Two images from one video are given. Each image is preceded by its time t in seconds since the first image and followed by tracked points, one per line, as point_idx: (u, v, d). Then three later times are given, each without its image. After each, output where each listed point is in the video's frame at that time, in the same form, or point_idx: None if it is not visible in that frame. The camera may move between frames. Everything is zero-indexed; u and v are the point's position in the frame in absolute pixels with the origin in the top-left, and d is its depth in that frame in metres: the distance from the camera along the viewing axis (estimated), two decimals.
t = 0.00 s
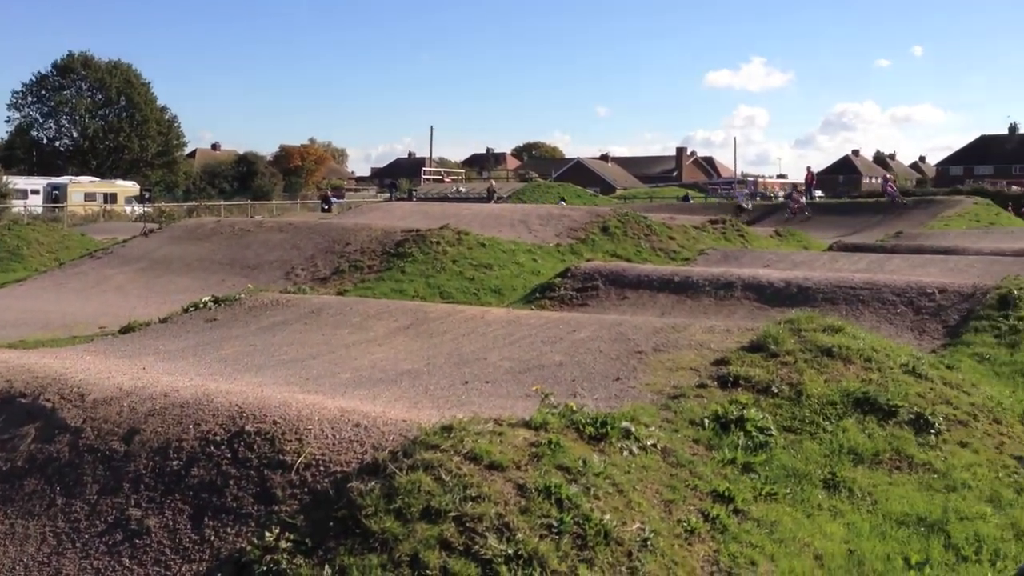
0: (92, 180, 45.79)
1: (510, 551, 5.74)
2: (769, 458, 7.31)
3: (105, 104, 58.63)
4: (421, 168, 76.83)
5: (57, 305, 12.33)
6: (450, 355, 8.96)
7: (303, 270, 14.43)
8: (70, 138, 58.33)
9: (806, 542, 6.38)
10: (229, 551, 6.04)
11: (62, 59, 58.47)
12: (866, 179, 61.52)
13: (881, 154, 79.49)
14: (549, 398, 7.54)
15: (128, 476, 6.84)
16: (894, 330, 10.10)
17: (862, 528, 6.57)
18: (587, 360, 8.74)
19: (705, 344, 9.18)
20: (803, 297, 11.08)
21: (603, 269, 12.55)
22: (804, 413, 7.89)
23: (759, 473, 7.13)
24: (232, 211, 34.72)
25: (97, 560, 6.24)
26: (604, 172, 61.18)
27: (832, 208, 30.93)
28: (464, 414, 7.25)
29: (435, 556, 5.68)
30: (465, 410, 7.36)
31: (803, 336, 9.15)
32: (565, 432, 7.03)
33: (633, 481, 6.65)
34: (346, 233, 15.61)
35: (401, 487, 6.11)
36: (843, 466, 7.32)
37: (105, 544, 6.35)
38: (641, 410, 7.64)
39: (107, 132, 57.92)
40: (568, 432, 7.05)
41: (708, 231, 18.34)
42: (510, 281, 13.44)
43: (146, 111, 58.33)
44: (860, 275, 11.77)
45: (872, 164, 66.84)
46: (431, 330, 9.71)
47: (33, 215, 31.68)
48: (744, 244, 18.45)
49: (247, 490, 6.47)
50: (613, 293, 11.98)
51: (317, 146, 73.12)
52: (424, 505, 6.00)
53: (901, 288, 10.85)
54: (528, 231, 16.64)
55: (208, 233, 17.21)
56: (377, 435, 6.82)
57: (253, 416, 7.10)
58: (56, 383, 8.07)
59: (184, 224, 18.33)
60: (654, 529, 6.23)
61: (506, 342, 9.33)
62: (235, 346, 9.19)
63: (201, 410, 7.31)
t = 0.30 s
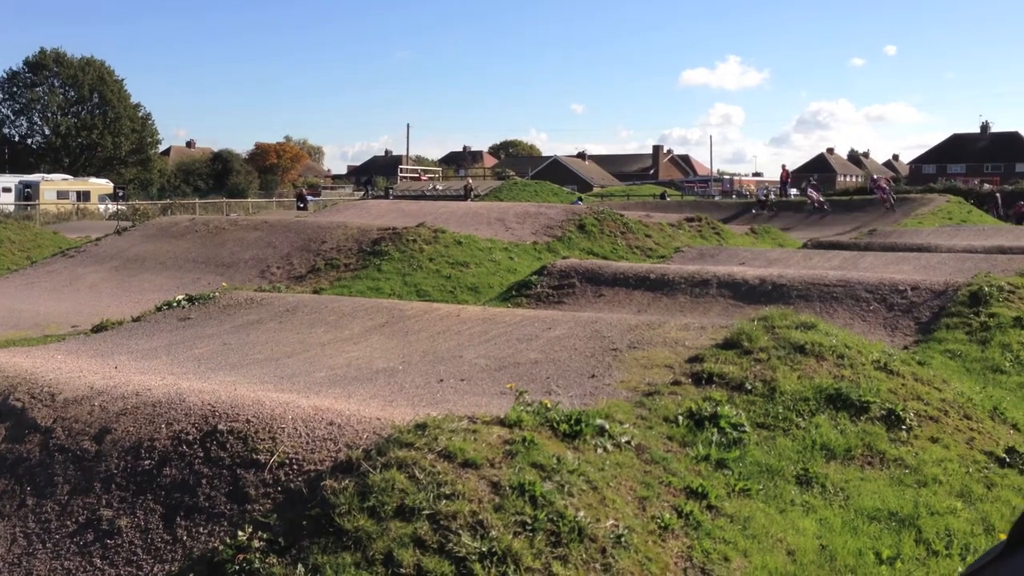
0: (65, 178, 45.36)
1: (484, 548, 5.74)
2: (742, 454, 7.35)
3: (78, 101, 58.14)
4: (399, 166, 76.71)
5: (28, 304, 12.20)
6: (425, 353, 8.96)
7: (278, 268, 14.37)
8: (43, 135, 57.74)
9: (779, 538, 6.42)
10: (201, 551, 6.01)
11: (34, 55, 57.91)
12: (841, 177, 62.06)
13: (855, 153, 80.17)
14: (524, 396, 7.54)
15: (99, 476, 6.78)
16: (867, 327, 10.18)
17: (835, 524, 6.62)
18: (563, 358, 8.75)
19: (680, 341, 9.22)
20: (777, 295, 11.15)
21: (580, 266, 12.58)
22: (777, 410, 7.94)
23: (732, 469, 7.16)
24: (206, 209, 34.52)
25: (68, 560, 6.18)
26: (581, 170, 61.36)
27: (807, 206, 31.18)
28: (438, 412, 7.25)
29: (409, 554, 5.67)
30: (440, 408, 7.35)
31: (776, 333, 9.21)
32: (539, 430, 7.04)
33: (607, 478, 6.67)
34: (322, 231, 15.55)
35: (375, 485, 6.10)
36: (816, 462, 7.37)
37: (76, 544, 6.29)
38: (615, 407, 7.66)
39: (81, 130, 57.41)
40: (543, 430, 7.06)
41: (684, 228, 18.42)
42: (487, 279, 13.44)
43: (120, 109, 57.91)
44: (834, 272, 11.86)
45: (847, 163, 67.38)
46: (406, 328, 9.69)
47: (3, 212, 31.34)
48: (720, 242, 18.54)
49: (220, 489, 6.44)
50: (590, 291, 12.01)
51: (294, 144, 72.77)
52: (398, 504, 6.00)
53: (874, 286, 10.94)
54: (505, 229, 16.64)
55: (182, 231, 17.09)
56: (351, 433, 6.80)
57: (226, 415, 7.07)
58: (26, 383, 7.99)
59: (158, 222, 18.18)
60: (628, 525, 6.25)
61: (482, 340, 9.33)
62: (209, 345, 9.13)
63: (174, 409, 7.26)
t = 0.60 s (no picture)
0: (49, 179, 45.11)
1: (469, 550, 5.74)
2: (727, 455, 7.37)
3: (61, 101, 57.86)
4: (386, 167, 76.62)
5: (12, 306, 12.12)
6: (411, 354, 8.95)
7: (264, 270, 14.32)
8: (26, 136, 57.42)
9: (763, 538, 6.45)
10: (184, 554, 5.99)
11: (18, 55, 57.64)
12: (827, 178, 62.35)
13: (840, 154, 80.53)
14: (509, 397, 7.54)
15: (82, 478, 6.74)
16: (851, 328, 10.22)
17: (819, 524, 6.65)
18: (548, 359, 8.76)
19: (665, 342, 9.24)
20: (762, 295, 11.19)
21: (566, 267, 12.59)
22: (762, 410, 7.97)
23: (717, 470, 7.18)
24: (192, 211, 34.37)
25: (50, 563, 6.14)
26: (568, 171, 61.42)
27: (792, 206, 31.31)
28: (423, 414, 7.25)
29: (393, 557, 5.66)
30: (425, 410, 7.35)
31: (761, 333, 9.25)
32: (524, 431, 7.04)
33: (593, 479, 6.68)
34: (308, 232, 15.50)
35: (360, 487, 6.09)
36: (801, 462, 7.41)
37: (59, 548, 6.25)
38: (601, 408, 7.66)
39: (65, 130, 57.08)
40: (528, 431, 7.06)
41: (670, 229, 18.47)
42: (473, 280, 13.43)
43: (104, 109, 57.63)
44: (818, 273, 11.91)
45: (832, 164, 67.69)
46: (392, 330, 9.68)
47: None
48: (706, 243, 18.59)
49: (204, 492, 6.41)
50: (576, 292, 12.02)
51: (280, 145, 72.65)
52: (382, 506, 5.99)
53: (858, 286, 10.99)
54: (492, 230, 16.64)
55: (167, 233, 17.01)
56: (336, 435, 6.79)
57: (211, 418, 7.04)
58: (9, 386, 7.92)
59: (142, 224, 18.10)
60: (613, 526, 6.26)
61: (468, 341, 9.33)
62: (194, 347, 9.09)
63: (158, 411, 7.23)
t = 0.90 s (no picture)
0: (45, 181, 45.09)
1: (465, 550, 5.74)
2: (723, 455, 7.37)
3: (57, 103, 57.85)
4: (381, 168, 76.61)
5: (6, 308, 12.08)
6: (407, 355, 8.94)
7: (260, 271, 14.31)
8: (21, 137, 57.40)
9: (759, 538, 6.46)
10: (180, 555, 5.98)
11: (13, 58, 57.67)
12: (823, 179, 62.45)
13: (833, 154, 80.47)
14: (505, 398, 7.54)
15: (78, 480, 6.73)
16: (846, 328, 10.24)
17: (814, 524, 6.66)
18: (544, 360, 8.76)
19: (661, 342, 9.24)
20: (758, 296, 11.20)
21: (562, 268, 12.60)
22: (758, 410, 7.98)
23: (713, 470, 7.19)
24: (187, 212, 34.35)
25: (46, 566, 6.13)
26: (564, 172, 61.46)
27: (788, 207, 31.35)
28: (419, 415, 7.25)
29: (389, 558, 5.66)
30: (421, 411, 7.35)
31: (756, 334, 9.26)
32: (520, 432, 7.04)
33: (589, 480, 6.68)
34: (303, 234, 15.49)
35: (356, 488, 6.09)
36: (797, 462, 7.41)
37: (54, 550, 6.24)
38: (597, 409, 7.67)
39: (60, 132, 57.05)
40: (524, 432, 7.06)
41: (666, 230, 18.48)
42: (469, 281, 13.43)
43: (99, 112, 57.60)
44: (814, 273, 11.92)
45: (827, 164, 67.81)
46: (387, 331, 9.68)
47: None
48: (702, 243, 18.62)
49: (200, 493, 6.41)
50: (572, 293, 12.02)
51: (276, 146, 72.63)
52: (378, 506, 5.98)
53: (854, 287, 10.99)
54: (487, 231, 16.64)
55: (163, 234, 16.99)
56: (331, 436, 6.79)
57: (206, 419, 7.03)
58: (3, 387, 7.88)
59: (137, 225, 18.08)
60: (609, 527, 6.26)
61: (463, 342, 9.33)
62: (189, 349, 9.08)
63: (153, 413, 7.22)
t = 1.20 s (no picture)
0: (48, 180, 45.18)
1: (469, 549, 5.74)
2: (727, 455, 7.37)
3: (60, 102, 57.97)
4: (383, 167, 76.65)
5: (10, 306, 12.09)
6: (410, 354, 8.94)
7: (263, 270, 14.32)
8: (24, 136, 57.53)
9: (763, 537, 6.47)
10: (185, 553, 5.99)
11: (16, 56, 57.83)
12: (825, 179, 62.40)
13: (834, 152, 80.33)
14: (508, 397, 7.54)
15: (82, 478, 6.74)
16: (850, 327, 10.21)
17: (818, 523, 6.67)
18: (547, 359, 8.76)
19: (664, 342, 9.24)
20: (761, 295, 11.19)
21: (565, 267, 12.60)
22: (761, 410, 7.98)
23: (717, 470, 7.18)
24: (190, 211, 34.40)
25: (51, 563, 6.15)
26: (566, 171, 61.46)
27: (790, 207, 31.33)
28: (422, 414, 7.25)
29: (393, 556, 5.66)
30: (424, 410, 7.35)
31: (760, 333, 9.26)
32: (524, 431, 7.05)
33: (592, 479, 6.68)
34: (306, 232, 15.50)
35: (360, 487, 6.09)
36: (800, 461, 7.41)
37: (59, 548, 6.25)
38: (600, 408, 7.67)
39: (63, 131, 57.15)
40: (527, 431, 7.07)
41: (668, 230, 18.47)
42: (472, 280, 13.42)
43: (102, 110, 57.67)
44: (817, 273, 11.90)
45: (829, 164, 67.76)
46: (391, 330, 9.68)
47: None
48: (704, 243, 18.61)
49: (204, 492, 6.41)
50: (575, 293, 12.02)
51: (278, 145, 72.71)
52: (382, 505, 5.99)
53: (857, 286, 10.96)
54: (490, 230, 16.64)
55: (166, 233, 17.00)
56: (335, 435, 6.79)
57: (210, 418, 7.04)
58: (8, 386, 7.86)
59: (141, 224, 18.09)
60: (613, 526, 6.27)
61: (467, 341, 9.33)
62: (193, 347, 9.09)
63: (157, 411, 7.22)
